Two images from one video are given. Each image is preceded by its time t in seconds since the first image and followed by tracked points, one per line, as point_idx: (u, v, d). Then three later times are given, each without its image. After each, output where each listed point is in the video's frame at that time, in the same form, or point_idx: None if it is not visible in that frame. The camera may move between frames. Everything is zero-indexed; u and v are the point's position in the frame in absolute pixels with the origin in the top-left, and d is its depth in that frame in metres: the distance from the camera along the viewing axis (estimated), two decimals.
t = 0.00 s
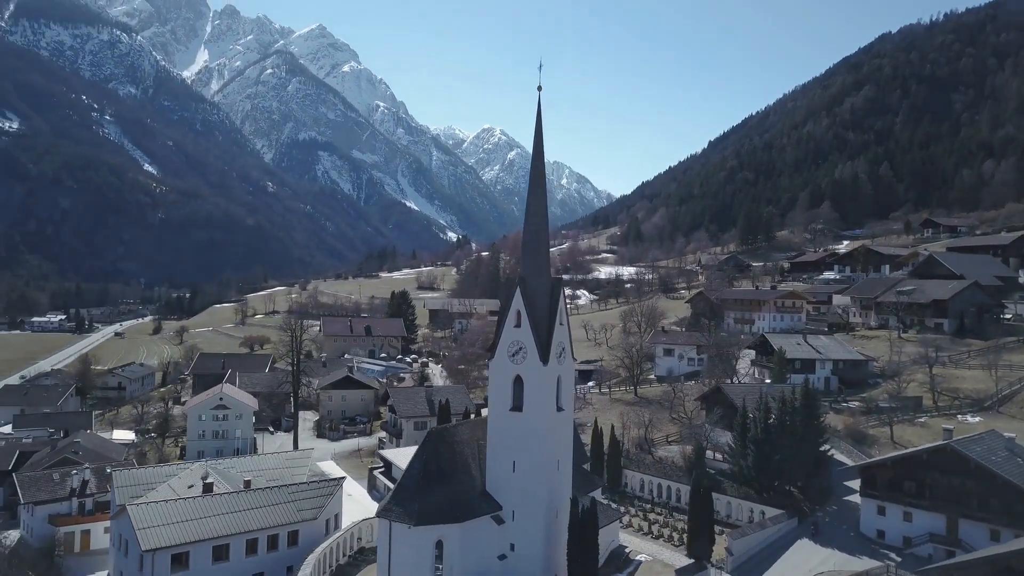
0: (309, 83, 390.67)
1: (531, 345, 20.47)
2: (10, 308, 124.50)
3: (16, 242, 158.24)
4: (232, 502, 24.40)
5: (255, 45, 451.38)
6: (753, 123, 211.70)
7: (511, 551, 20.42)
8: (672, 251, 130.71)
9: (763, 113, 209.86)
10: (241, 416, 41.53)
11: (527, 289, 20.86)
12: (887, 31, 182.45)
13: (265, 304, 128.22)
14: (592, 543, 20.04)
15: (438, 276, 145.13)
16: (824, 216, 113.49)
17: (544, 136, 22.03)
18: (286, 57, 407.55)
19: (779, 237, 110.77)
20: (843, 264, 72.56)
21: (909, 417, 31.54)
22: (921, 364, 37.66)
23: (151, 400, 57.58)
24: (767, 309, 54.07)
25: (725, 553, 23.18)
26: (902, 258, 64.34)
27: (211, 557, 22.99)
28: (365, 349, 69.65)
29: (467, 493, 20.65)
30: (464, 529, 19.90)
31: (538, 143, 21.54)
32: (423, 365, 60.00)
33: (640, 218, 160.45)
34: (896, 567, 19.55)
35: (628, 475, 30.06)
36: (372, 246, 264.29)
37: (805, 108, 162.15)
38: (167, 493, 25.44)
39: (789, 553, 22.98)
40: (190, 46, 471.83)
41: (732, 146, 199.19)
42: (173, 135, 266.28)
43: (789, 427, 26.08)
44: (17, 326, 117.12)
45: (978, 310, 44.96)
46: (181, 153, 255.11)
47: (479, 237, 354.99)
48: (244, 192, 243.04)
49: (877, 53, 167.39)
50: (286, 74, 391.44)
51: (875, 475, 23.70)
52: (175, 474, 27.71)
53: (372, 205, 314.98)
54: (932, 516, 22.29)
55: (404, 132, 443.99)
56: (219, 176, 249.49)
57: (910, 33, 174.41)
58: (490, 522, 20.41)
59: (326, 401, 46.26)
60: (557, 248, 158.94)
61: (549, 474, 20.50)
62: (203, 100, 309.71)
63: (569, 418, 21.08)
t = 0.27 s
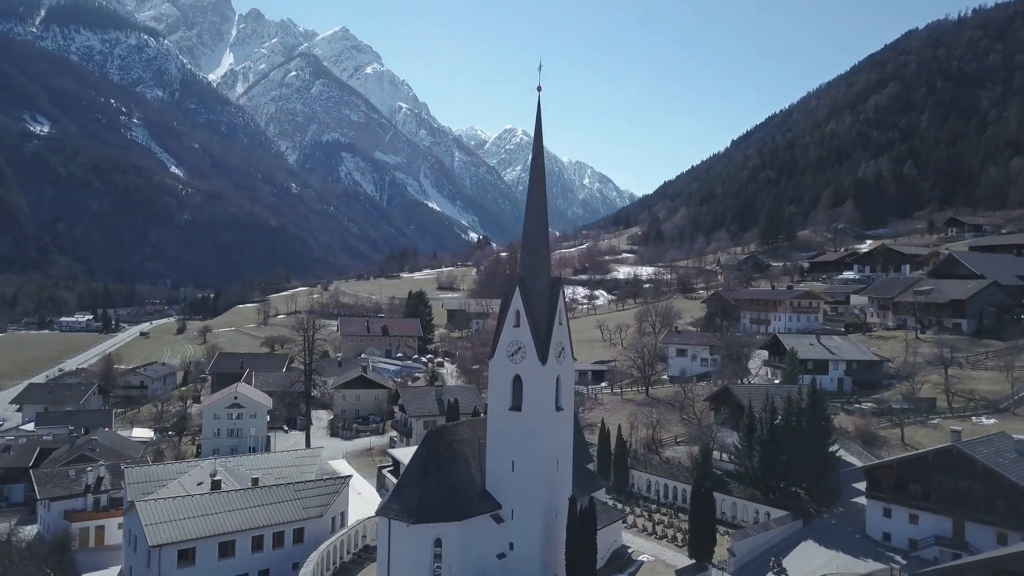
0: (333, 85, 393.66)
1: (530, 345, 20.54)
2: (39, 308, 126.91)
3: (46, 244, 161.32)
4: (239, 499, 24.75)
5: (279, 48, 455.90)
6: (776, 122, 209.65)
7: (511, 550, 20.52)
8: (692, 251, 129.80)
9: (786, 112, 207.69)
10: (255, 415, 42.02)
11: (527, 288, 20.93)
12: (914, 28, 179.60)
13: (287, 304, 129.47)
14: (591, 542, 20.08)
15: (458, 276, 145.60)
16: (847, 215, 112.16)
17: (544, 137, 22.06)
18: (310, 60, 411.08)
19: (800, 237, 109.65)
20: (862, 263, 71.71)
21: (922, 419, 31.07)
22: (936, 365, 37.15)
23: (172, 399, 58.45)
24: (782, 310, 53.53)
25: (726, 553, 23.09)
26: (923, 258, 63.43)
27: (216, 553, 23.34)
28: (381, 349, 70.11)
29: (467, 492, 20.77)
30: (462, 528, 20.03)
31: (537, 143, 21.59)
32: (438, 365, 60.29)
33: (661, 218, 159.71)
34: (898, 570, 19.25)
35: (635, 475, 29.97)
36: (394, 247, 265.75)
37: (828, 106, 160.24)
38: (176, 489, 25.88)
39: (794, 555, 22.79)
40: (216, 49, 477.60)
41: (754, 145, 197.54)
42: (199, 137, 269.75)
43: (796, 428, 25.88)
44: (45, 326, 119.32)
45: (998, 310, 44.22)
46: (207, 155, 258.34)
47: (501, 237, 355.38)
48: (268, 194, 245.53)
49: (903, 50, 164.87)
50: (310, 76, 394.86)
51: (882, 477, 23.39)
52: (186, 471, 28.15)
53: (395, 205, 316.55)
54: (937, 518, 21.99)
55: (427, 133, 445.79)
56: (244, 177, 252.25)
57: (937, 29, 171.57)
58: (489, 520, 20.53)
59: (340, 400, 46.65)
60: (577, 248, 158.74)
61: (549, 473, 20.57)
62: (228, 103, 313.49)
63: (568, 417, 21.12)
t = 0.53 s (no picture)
0: (351, 87, 395.89)
1: (527, 344, 20.57)
2: (62, 308, 128.77)
3: (70, 246, 163.76)
4: (242, 497, 24.98)
5: (298, 50, 459.49)
6: (796, 121, 207.86)
7: (508, 550, 20.52)
8: (708, 251, 129.01)
9: (806, 111, 205.88)
10: (265, 414, 42.36)
11: (524, 289, 20.93)
12: (936, 25, 177.11)
13: (305, 305, 130.41)
14: (588, 544, 20.01)
15: (474, 277, 145.87)
16: (865, 215, 111.02)
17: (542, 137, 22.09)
18: (329, 62, 413.63)
19: (818, 238, 108.67)
20: (877, 264, 71.01)
21: (932, 421, 30.65)
22: (947, 367, 36.75)
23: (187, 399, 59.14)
24: (795, 310, 52.98)
25: (728, 554, 22.92)
26: (938, 258, 62.65)
27: (219, 551, 23.58)
28: (394, 349, 70.43)
29: (465, 493, 20.78)
30: (460, 527, 20.04)
31: (535, 143, 21.65)
32: (449, 365, 60.50)
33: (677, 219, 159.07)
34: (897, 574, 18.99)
35: (639, 477, 29.85)
36: (412, 248, 266.63)
37: (847, 106, 158.63)
38: (181, 489, 26.18)
39: (796, 557, 22.61)
40: (236, 52, 482.22)
41: (773, 144, 195.96)
42: (219, 140, 272.39)
43: (800, 429, 25.65)
44: (68, 326, 121.05)
45: (1013, 311, 43.53)
46: (228, 157, 260.93)
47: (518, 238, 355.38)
48: (287, 195, 247.21)
49: (924, 48, 162.75)
50: (329, 78, 397.32)
51: (886, 479, 23.12)
52: (191, 469, 28.47)
53: (413, 206, 317.60)
54: (942, 520, 21.71)
55: (444, 134, 446.94)
56: (264, 179, 254.29)
57: (959, 26, 169.07)
58: (487, 521, 20.55)
59: (350, 401, 46.96)
60: (593, 249, 158.58)
61: (546, 474, 20.55)
62: (248, 106, 316.38)
63: (567, 417, 21.13)
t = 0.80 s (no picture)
0: (372, 88, 397.98)
1: (523, 345, 20.58)
2: (86, 309, 130.75)
3: (94, 247, 166.30)
4: (245, 496, 25.24)
5: (319, 53, 462.97)
6: (817, 120, 205.68)
7: (504, 550, 20.57)
8: (726, 251, 128.02)
9: (827, 109, 203.64)
10: (276, 414, 42.77)
11: (521, 289, 20.97)
12: (960, 22, 174.32)
13: (323, 305, 131.41)
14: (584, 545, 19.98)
15: (492, 278, 146.14)
16: (885, 215, 109.61)
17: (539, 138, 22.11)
18: (349, 64, 416.12)
19: (837, 237, 107.56)
20: (896, 264, 70.14)
21: (941, 423, 30.25)
22: (960, 368, 36.22)
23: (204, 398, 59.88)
24: (808, 311, 52.48)
25: (728, 556, 22.78)
26: (957, 258, 61.76)
27: (221, 549, 23.85)
28: (408, 349, 70.78)
29: (461, 492, 20.85)
30: (456, 526, 20.14)
31: (532, 145, 21.66)
32: (460, 365, 60.71)
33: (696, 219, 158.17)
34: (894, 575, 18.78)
35: (643, 478, 29.74)
36: (432, 248, 267.50)
37: (869, 104, 156.61)
38: (187, 486, 26.53)
39: (796, 559, 22.43)
40: (258, 56, 486.86)
41: (793, 143, 194.05)
42: (241, 142, 275.01)
43: (803, 430, 25.42)
44: (92, 327, 122.89)
45: None
46: (249, 159, 263.38)
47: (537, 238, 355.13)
48: (307, 197, 248.90)
49: (948, 45, 160.23)
50: (349, 80, 399.71)
51: (888, 482, 22.87)
52: (197, 468, 28.81)
53: (432, 207, 318.55)
54: (944, 524, 21.41)
55: (464, 135, 447.96)
56: (285, 181, 256.33)
57: (984, 22, 166.24)
58: (483, 521, 20.61)
59: (361, 400, 47.26)
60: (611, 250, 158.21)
61: (542, 473, 20.57)
62: (270, 108, 319.36)
63: (563, 418, 21.16)
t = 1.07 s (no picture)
0: (392, 90, 399.87)
1: (523, 344, 20.60)
2: (111, 308, 132.52)
3: (119, 247, 168.64)
4: (253, 492, 25.53)
5: (340, 55, 466.10)
6: (839, 118, 203.34)
7: (504, 549, 20.59)
8: (746, 250, 126.84)
9: (850, 107, 201.29)
10: (289, 412, 43.17)
11: (520, 288, 20.97)
12: (986, 17, 171.47)
13: (343, 305, 132.27)
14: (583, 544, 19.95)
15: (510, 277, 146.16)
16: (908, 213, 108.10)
17: (539, 136, 22.07)
18: (370, 65, 418.19)
19: (859, 236, 106.24)
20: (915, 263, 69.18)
21: (954, 424, 29.81)
22: (976, 368, 35.65)
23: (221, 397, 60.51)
24: (824, 310, 51.93)
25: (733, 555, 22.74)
26: (978, 257, 60.82)
27: (228, 544, 24.13)
28: (423, 348, 71.04)
29: (461, 490, 20.90)
30: (455, 525, 20.20)
31: (533, 143, 21.64)
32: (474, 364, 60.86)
33: (716, 219, 157.07)
34: None
35: (650, 477, 29.61)
36: (452, 249, 268.17)
37: (892, 101, 154.54)
38: (197, 482, 26.92)
39: (801, 560, 22.21)
40: (280, 57, 490.95)
41: (815, 141, 192.06)
42: (263, 143, 277.39)
43: (810, 431, 25.16)
44: (116, 326, 124.59)
45: None
46: (272, 160, 265.65)
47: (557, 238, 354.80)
48: (329, 197, 250.62)
49: (973, 41, 157.66)
50: (369, 81, 401.84)
51: (894, 482, 22.61)
52: (206, 465, 29.15)
53: (452, 207, 319.38)
54: (951, 525, 21.12)
55: (484, 135, 448.74)
56: (307, 182, 258.22)
57: (1011, 17, 163.39)
58: (483, 519, 20.67)
59: (373, 399, 47.54)
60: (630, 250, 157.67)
61: (542, 472, 20.60)
62: (292, 110, 322.06)
63: (564, 417, 21.12)
